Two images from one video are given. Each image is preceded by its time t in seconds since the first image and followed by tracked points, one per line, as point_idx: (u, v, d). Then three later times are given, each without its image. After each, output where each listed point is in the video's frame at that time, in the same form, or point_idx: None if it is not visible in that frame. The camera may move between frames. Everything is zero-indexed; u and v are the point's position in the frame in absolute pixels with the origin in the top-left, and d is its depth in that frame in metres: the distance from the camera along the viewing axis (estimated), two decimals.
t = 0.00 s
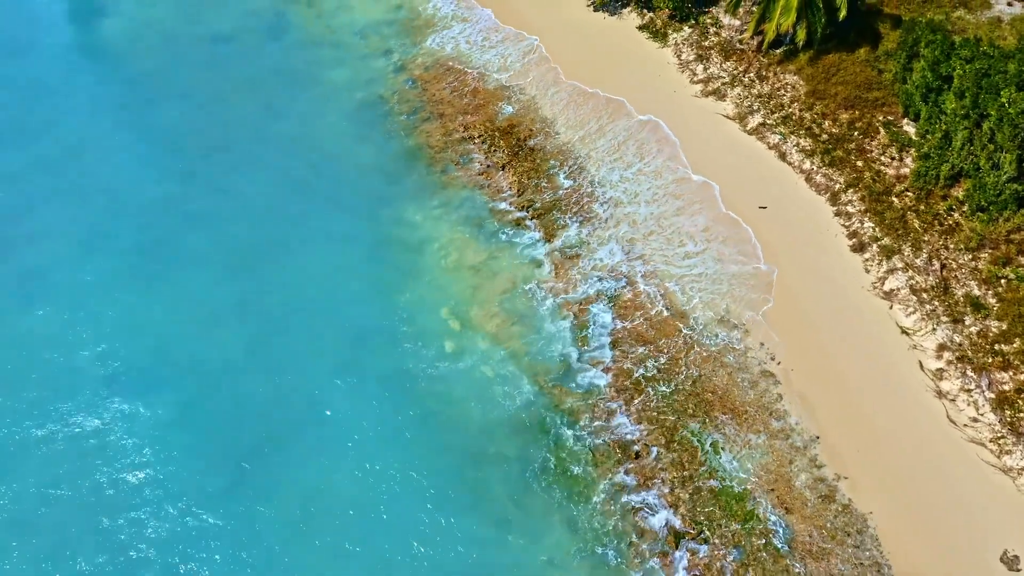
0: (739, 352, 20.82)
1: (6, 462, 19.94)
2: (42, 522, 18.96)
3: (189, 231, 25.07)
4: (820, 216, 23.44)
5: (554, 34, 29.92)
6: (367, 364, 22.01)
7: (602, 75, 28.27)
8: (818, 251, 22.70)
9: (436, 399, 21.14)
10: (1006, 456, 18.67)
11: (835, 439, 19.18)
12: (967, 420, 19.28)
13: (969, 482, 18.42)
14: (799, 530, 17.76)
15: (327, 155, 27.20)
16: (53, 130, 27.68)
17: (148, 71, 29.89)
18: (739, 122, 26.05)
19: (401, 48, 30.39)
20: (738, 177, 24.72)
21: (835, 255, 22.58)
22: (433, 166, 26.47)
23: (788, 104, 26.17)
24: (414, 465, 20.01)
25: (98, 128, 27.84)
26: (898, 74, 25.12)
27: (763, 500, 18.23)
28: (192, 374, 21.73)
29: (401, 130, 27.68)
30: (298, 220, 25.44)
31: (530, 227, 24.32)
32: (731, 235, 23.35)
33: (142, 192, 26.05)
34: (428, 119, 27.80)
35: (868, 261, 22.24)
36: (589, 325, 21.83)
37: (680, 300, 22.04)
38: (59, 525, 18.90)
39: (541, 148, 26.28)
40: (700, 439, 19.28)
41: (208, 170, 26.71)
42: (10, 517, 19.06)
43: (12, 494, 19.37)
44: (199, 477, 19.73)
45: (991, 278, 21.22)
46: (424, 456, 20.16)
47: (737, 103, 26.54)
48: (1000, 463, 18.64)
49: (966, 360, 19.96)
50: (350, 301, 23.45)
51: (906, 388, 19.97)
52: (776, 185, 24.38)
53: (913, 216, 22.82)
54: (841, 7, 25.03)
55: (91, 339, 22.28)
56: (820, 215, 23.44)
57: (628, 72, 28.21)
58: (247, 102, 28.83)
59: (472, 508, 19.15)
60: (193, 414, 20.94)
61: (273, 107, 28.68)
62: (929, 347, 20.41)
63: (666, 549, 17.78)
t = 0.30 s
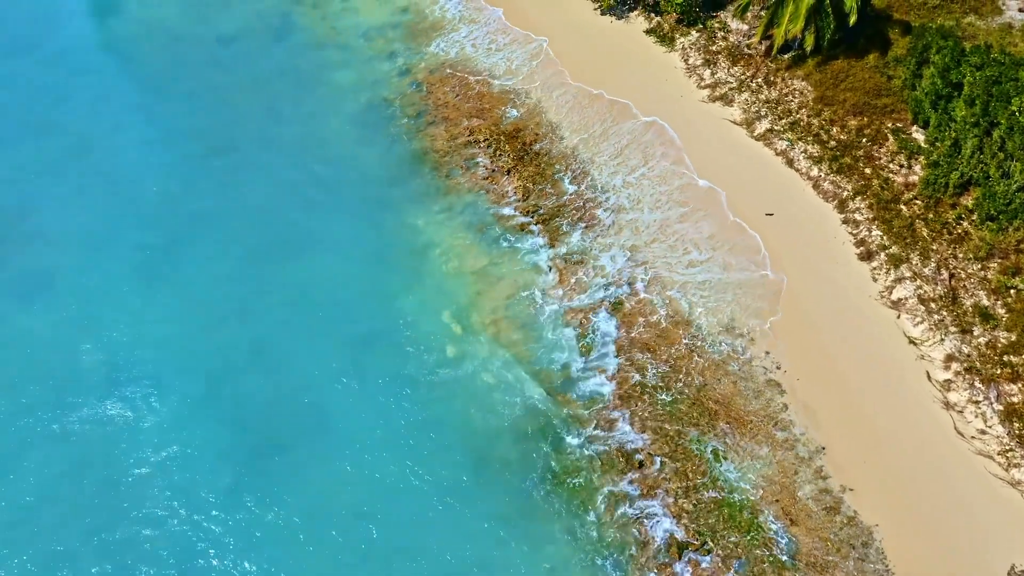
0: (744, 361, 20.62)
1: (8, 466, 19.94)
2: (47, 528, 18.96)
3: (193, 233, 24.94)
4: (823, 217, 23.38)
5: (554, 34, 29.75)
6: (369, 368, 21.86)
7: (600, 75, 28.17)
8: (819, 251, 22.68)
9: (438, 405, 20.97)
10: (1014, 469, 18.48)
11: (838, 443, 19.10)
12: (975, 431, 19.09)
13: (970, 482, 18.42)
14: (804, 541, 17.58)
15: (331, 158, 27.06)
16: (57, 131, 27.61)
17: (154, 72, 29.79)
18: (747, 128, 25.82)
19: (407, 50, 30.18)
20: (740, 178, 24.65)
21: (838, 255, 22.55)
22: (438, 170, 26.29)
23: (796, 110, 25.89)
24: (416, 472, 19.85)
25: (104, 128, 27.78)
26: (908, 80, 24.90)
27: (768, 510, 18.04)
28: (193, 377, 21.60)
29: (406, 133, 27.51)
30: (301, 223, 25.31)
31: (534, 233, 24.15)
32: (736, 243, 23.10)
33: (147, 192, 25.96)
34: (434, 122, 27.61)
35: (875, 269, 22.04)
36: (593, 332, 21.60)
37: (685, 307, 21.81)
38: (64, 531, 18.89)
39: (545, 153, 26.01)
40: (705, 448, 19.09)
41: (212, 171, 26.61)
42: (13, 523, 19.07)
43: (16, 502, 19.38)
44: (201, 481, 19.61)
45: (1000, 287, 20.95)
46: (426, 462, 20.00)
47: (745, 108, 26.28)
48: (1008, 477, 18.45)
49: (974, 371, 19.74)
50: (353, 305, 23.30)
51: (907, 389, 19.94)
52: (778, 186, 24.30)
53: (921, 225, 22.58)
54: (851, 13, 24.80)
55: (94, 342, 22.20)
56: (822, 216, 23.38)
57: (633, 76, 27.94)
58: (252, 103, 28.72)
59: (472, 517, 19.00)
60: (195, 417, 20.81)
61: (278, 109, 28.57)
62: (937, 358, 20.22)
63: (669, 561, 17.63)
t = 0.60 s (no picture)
0: (746, 369, 20.45)
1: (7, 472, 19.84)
2: (46, 534, 18.87)
3: (194, 236, 24.84)
4: (819, 215, 23.39)
5: (554, 34, 29.68)
6: (370, 374, 21.72)
7: (601, 77, 28.03)
8: (818, 248, 22.69)
9: (439, 412, 20.83)
10: (1019, 480, 18.35)
11: (840, 446, 19.06)
12: (980, 442, 18.91)
13: (970, 481, 18.44)
14: (807, 553, 17.46)
15: (333, 162, 26.94)
16: (60, 133, 27.53)
17: (156, 74, 29.70)
18: (751, 133, 25.55)
19: (410, 53, 30.02)
20: (739, 178, 24.60)
21: (839, 255, 22.50)
22: (440, 175, 26.15)
23: (800, 116, 25.69)
24: (416, 479, 19.70)
25: (106, 130, 27.69)
26: (914, 86, 24.75)
27: (770, 521, 17.91)
28: (192, 381, 21.44)
29: (408, 137, 27.38)
30: (302, 227, 25.19)
31: (536, 238, 23.99)
32: (738, 252, 22.88)
33: (149, 195, 25.89)
34: (437, 126, 27.47)
35: (880, 277, 21.82)
36: (595, 340, 21.44)
37: (688, 315, 21.65)
38: (62, 539, 18.80)
39: (548, 158, 25.87)
40: (707, 457, 18.94)
41: (214, 174, 26.51)
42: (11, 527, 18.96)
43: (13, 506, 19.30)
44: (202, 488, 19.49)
45: (1006, 296, 20.81)
46: (426, 470, 19.86)
47: (749, 113, 26.02)
48: (1013, 488, 18.31)
49: (979, 381, 19.59)
50: (354, 310, 23.17)
51: (908, 388, 19.92)
52: (778, 186, 24.25)
53: (927, 232, 22.41)
54: (857, 19, 24.63)
55: (94, 345, 22.10)
56: (823, 216, 23.33)
57: (635, 80, 27.72)
58: (254, 106, 28.62)
59: (473, 526, 18.88)
60: (194, 422, 20.66)
61: (280, 112, 28.47)
62: (942, 367, 20.01)
63: (671, 572, 17.51)
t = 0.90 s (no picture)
0: (748, 378, 20.31)
1: (8, 478, 19.79)
2: (47, 541, 18.81)
3: (194, 240, 24.73)
4: (817, 215, 23.42)
5: (553, 34, 29.66)
6: (370, 380, 21.58)
7: (601, 77, 28.02)
8: (817, 248, 22.73)
9: (440, 419, 20.69)
10: None
11: (841, 453, 19.01)
12: (985, 454, 18.73)
13: (968, 480, 18.49)
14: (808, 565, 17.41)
15: (335, 167, 26.82)
16: (62, 135, 27.45)
17: (159, 76, 29.62)
18: (755, 140, 25.42)
19: (412, 57, 29.89)
20: (739, 178, 24.65)
21: (839, 255, 22.51)
22: (442, 180, 26.00)
23: (805, 122, 25.49)
24: (416, 488, 19.60)
25: (107, 132, 27.62)
26: (920, 92, 24.60)
27: (772, 532, 17.83)
28: (192, 386, 21.34)
29: (410, 141, 27.24)
30: (303, 231, 25.08)
31: (538, 243, 23.80)
32: (738, 263, 22.71)
33: (150, 197, 25.80)
34: (439, 130, 27.34)
35: (885, 286, 21.64)
36: (596, 347, 21.28)
37: (691, 323, 21.49)
38: (64, 546, 18.75)
39: (551, 162, 25.72)
40: (709, 467, 18.81)
41: (215, 177, 26.41)
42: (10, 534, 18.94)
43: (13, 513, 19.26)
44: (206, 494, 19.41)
45: (1012, 306, 20.61)
46: (426, 478, 19.74)
47: (753, 119, 25.86)
48: (1019, 501, 18.09)
49: (985, 392, 19.38)
50: (354, 316, 23.04)
51: (908, 388, 19.94)
52: (778, 188, 24.23)
53: (932, 241, 22.24)
54: (862, 26, 24.47)
55: (95, 350, 22.03)
56: (821, 217, 23.35)
57: (635, 80, 27.72)
58: (256, 109, 28.54)
59: (473, 535, 18.78)
60: (193, 428, 20.57)
61: (283, 115, 28.38)
62: (947, 378, 19.83)
63: None
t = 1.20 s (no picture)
0: (751, 388, 20.15)
1: (7, 486, 19.66)
2: (46, 549, 18.69)
3: (194, 243, 24.61)
4: (816, 215, 23.49)
5: (556, 36, 29.56)
6: (370, 386, 21.44)
7: (601, 77, 27.99)
8: (817, 247, 22.76)
9: (440, 427, 20.57)
10: None
11: (845, 464, 18.88)
12: (990, 466, 18.59)
13: (972, 491, 18.37)
14: None
15: (336, 171, 26.70)
16: (64, 139, 27.34)
17: (161, 80, 29.49)
18: (759, 146, 25.26)
19: (415, 60, 29.75)
20: (740, 179, 24.62)
21: (840, 258, 22.48)
22: (444, 185, 25.86)
23: (809, 128, 25.30)
24: (415, 496, 19.45)
25: (108, 134, 27.51)
26: (926, 99, 24.41)
27: (773, 544, 17.70)
28: (192, 391, 21.24)
29: (412, 146, 27.10)
30: (304, 236, 24.95)
31: (541, 249, 23.65)
32: (738, 272, 22.55)
33: (150, 200, 25.66)
34: (441, 134, 27.21)
35: (889, 294, 21.49)
36: (598, 355, 21.12)
37: (693, 331, 21.32)
38: (64, 554, 18.64)
39: (554, 167, 25.55)
40: (711, 476, 18.67)
41: (216, 181, 26.28)
42: (8, 541, 18.84)
43: (11, 520, 19.15)
44: (206, 502, 19.31)
45: (1017, 316, 20.42)
46: (427, 486, 19.61)
47: (757, 125, 25.69)
48: None
49: (990, 403, 19.22)
50: (354, 321, 22.88)
51: (910, 394, 19.86)
52: (777, 190, 24.21)
53: (937, 249, 22.06)
54: (869, 30, 24.40)
55: (95, 356, 21.93)
56: (819, 217, 23.40)
57: (635, 80, 27.68)
58: (258, 113, 28.43)
59: (473, 545, 18.66)
60: (192, 435, 20.46)
61: (285, 119, 28.27)
62: (951, 389, 19.69)
63: None
